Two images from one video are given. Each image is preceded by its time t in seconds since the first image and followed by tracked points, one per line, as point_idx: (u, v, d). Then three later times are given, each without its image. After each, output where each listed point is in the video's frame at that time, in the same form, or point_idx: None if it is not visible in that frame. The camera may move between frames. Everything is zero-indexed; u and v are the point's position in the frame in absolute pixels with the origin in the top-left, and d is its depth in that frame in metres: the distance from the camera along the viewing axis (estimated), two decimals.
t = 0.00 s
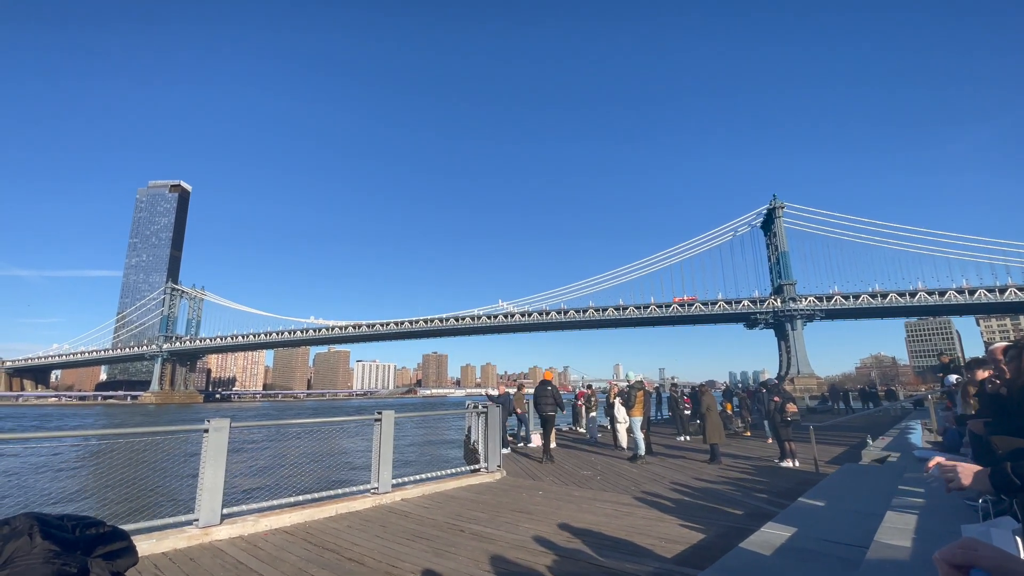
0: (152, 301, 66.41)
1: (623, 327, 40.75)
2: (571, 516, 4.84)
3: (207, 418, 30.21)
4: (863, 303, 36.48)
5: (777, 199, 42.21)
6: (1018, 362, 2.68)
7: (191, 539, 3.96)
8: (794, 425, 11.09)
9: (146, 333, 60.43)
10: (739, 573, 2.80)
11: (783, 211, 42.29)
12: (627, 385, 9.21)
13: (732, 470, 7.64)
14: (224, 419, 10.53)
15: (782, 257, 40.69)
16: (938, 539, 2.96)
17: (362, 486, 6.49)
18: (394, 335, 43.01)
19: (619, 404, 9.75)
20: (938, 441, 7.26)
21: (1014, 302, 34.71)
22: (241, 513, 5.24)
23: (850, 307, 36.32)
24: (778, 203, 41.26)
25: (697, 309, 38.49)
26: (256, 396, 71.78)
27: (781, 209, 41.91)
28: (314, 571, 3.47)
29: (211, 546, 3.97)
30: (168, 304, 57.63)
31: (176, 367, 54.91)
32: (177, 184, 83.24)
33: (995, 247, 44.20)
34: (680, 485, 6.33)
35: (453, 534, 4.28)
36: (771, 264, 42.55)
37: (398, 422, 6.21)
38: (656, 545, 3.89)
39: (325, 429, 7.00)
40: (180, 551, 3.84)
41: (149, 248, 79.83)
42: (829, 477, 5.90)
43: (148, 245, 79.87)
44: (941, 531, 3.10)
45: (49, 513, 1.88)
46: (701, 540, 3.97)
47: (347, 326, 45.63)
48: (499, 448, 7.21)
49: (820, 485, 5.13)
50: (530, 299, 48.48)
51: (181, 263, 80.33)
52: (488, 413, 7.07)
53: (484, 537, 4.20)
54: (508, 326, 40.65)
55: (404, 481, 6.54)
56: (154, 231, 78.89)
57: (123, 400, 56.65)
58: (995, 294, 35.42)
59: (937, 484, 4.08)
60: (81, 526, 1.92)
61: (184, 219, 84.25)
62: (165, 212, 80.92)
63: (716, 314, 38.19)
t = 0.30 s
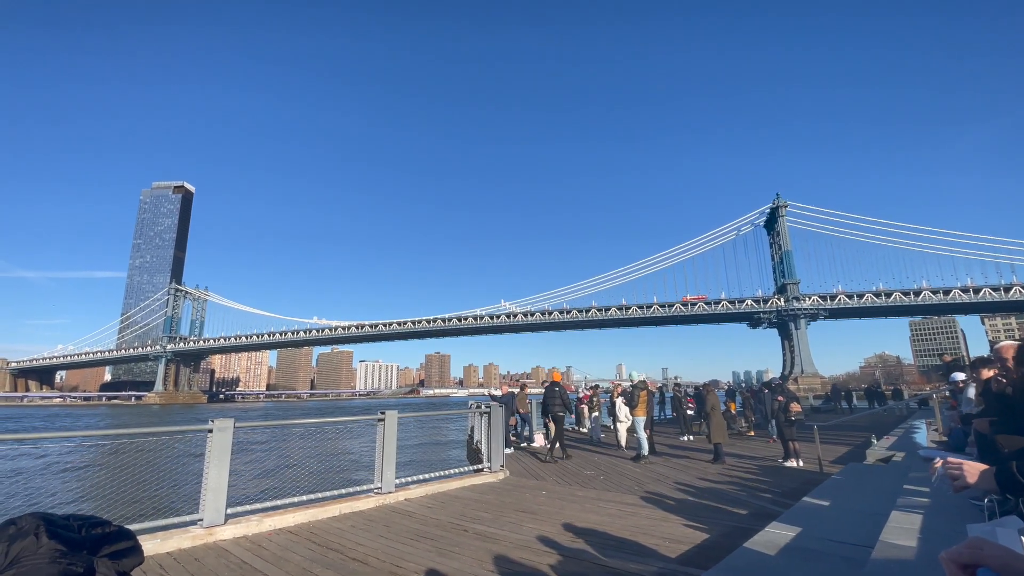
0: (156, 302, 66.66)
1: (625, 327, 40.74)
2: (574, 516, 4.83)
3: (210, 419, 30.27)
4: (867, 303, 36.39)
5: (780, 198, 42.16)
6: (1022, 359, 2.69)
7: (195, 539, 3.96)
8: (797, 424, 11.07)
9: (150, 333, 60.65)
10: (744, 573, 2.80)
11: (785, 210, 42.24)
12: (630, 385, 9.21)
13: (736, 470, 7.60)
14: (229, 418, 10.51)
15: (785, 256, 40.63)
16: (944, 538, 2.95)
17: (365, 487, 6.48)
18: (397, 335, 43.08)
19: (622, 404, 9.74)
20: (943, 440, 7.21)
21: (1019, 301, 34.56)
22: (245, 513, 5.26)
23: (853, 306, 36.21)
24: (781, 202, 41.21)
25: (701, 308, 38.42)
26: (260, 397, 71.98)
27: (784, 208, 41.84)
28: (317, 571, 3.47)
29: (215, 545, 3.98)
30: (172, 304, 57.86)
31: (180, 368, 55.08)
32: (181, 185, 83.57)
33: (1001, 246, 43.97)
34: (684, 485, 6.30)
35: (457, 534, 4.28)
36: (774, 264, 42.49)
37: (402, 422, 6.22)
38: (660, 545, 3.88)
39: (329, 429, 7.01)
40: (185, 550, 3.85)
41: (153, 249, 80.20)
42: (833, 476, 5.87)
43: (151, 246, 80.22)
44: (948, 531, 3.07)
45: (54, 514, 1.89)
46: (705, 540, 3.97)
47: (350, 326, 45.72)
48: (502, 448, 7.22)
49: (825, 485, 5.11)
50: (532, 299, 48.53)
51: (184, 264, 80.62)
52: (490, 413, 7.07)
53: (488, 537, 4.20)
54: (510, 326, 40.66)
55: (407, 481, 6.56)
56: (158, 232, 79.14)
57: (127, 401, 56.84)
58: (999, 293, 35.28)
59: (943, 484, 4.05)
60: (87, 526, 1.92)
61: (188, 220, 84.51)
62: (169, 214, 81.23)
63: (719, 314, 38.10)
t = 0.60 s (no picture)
0: (159, 303, 66.84)
1: (628, 326, 40.71)
2: (577, 516, 4.82)
3: (213, 419, 30.29)
4: (870, 302, 36.26)
5: (783, 197, 42.07)
6: None
7: (198, 539, 3.97)
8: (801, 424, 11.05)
9: (153, 334, 60.83)
10: (748, 573, 2.78)
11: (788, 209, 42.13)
12: (632, 385, 9.20)
13: (739, 470, 7.58)
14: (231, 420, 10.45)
15: (788, 255, 40.52)
16: (949, 538, 2.93)
17: (368, 488, 6.48)
18: (399, 336, 43.09)
19: (624, 403, 9.73)
20: (947, 440, 7.17)
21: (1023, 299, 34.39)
22: (249, 513, 5.28)
23: (857, 306, 36.08)
24: (784, 201, 41.11)
25: (704, 308, 38.34)
26: (263, 397, 72.10)
27: (786, 207, 41.75)
28: (319, 571, 3.48)
29: (218, 546, 3.98)
30: (175, 305, 58.04)
31: (183, 368, 55.21)
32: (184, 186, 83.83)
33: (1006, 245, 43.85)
34: (686, 485, 6.30)
35: (460, 535, 4.27)
36: (777, 263, 42.37)
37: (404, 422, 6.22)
38: (663, 545, 3.87)
39: (332, 429, 7.02)
40: (188, 550, 3.85)
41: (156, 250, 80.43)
42: (836, 476, 5.84)
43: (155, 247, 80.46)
44: (951, 532, 3.06)
45: (58, 514, 1.90)
46: (708, 540, 3.96)
47: (353, 326, 45.77)
48: (504, 448, 7.22)
49: (827, 485, 5.11)
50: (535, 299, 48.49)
51: (187, 265, 80.81)
52: (493, 413, 7.08)
53: (490, 537, 4.20)
54: (513, 326, 40.64)
55: (410, 481, 6.57)
56: (161, 233, 79.32)
57: (131, 401, 56.99)
58: (1004, 291, 35.09)
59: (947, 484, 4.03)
60: (90, 526, 1.92)
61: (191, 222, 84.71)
62: (172, 214, 81.45)
63: (722, 314, 37.99)
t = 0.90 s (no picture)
0: (161, 303, 66.91)
1: (629, 327, 40.68)
2: (578, 516, 4.83)
3: (214, 419, 30.27)
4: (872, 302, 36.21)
5: (784, 197, 41.98)
6: None
7: (200, 539, 3.98)
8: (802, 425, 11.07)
9: (155, 335, 60.91)
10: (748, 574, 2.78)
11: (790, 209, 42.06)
12: (633, 385, 9.15)
13: (741, 471, 7.58)
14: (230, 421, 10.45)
15: (790, 255, 40.44)
16: (952, 539, 2.91)
17: (370, 489, 6.48)
18: (400, 336, 43.09)
19: (624, 402, 9.73)
20: (950, 441, 7.15)
21: None
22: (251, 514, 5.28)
23: (859, 306, 36.03)
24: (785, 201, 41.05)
25: (705, 308, 38.28)
26: (264, 398, 72.13)
27: (788, 208, 41.72)
28: (320, 571, 3.49)
29: (220, 546, 3.99)
30: (176, 306, 58.11)
31: (185, 369, 55.24)
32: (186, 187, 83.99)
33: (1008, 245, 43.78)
34: (688, 485, 6.30)
35: (461, 535, 4.27)
36: (779, 263, 42.31)
37: (405, 422, 6.24)
38: (665, 545, 3.87)
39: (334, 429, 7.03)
40: (190, 551, 3.86)
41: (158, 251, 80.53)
42: (838, 477, 5.83)
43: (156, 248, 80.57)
44: (952, 533, 3.04)
45: (62, 515, 1.90)
46: (710, 540, 3.96)
47: (354, 327, 45.81)
48: (506, 449, 7.22)
49: (830, 486, 5.10)
50: (537, 299, 48.49)
51: (189, 267, 80.89)
52: (494, 413, 7.09)
53: (491, 537, 4.20)
54: (514, 326, 40.60)
55: (413, 481, 6.57)
56: (163, 234, 79.37)
57: (133, 402, 57.03)
58: (1006, 292, 34.98)
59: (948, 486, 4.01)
60: (93, 526, 1.93)
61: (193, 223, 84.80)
62: (174, 215, 81.51)
63: (723, 314, 37.92)
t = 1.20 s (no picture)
0: (162, 305, 66.95)
1: (630, 328, 40.65)
2: (579, 517, 4.83)
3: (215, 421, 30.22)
4: (873, 302, 36.18)
5: (785, 198, 41.96)
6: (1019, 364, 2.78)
7: (201, 541, 3.98)
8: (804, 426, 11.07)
9: (156, 336, 60.92)
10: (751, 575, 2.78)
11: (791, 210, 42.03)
12: (634, 387, 9.15)
13: (741, 472, 7.59)
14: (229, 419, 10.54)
15: (791, 256, 40.40)
16: (954, 541, 2.90)
17: (371, 490, 6.47)
18: (401, 338, 43.06)
19: (624, 405, 9.75)
20: (952, 442, 7.15)
21: None
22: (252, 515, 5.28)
23: (860, 307, 35.98)
24: (786, 202, 41.03)
25: (706, 309, 38.27)
26: (264, 399, 72.14)
27: (789, 209, 41.71)
28: (319, 571, 3.51)
29: (221, 547, 3.99)
30: (177, 308, 58.10)
31: (186, 371, 55.20)
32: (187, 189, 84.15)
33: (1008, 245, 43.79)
34: (689, 486, 6.30)
35: (462, 536, 4.27)
36: (779, 264, 42.30)
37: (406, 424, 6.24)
38: (666, 547, 3.86)
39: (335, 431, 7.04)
40: (191, 552, 3.86)
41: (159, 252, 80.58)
42: (840, 478, 5.82)
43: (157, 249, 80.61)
44: (954, 534, 3.04)
45: (63, 516, 1.90)
46: (710, 542, 3.96)
47: (355, 329, 45.80)
48: (507, 451, 7.22)
49: (831, 487, 5.09)
50: (538, 300, 48.47)
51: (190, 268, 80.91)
52: (494, 415, 7.08)
53: (491, 538, 4.20)
54: (515, 327, 40.56)
55: (413, 483, 6.56)
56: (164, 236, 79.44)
57: (134, 403, 57.08)
58: (1008, 292, 34.90)
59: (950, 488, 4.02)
60: (94, 528, 1.93)
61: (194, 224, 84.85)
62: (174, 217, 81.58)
63: (725, 315, 37.87)
